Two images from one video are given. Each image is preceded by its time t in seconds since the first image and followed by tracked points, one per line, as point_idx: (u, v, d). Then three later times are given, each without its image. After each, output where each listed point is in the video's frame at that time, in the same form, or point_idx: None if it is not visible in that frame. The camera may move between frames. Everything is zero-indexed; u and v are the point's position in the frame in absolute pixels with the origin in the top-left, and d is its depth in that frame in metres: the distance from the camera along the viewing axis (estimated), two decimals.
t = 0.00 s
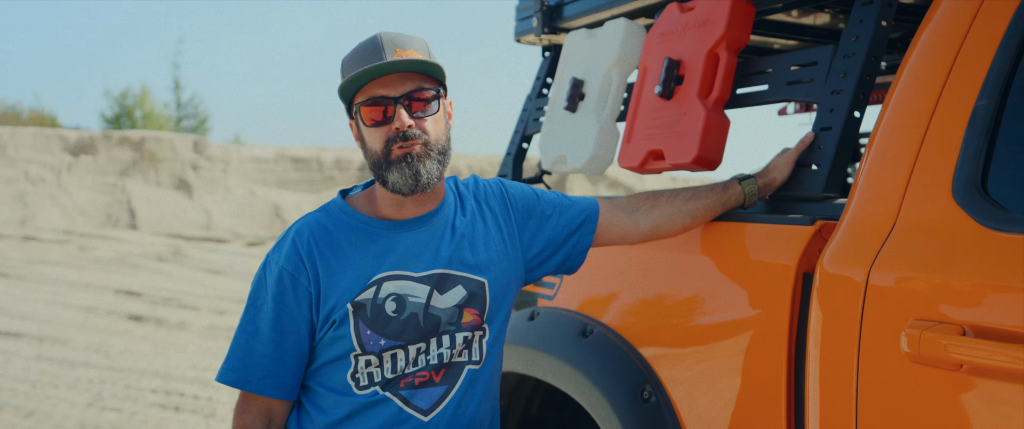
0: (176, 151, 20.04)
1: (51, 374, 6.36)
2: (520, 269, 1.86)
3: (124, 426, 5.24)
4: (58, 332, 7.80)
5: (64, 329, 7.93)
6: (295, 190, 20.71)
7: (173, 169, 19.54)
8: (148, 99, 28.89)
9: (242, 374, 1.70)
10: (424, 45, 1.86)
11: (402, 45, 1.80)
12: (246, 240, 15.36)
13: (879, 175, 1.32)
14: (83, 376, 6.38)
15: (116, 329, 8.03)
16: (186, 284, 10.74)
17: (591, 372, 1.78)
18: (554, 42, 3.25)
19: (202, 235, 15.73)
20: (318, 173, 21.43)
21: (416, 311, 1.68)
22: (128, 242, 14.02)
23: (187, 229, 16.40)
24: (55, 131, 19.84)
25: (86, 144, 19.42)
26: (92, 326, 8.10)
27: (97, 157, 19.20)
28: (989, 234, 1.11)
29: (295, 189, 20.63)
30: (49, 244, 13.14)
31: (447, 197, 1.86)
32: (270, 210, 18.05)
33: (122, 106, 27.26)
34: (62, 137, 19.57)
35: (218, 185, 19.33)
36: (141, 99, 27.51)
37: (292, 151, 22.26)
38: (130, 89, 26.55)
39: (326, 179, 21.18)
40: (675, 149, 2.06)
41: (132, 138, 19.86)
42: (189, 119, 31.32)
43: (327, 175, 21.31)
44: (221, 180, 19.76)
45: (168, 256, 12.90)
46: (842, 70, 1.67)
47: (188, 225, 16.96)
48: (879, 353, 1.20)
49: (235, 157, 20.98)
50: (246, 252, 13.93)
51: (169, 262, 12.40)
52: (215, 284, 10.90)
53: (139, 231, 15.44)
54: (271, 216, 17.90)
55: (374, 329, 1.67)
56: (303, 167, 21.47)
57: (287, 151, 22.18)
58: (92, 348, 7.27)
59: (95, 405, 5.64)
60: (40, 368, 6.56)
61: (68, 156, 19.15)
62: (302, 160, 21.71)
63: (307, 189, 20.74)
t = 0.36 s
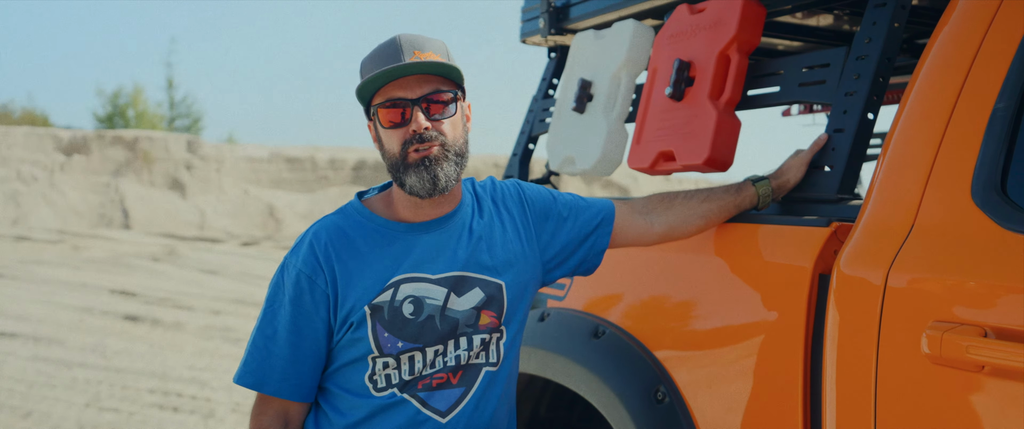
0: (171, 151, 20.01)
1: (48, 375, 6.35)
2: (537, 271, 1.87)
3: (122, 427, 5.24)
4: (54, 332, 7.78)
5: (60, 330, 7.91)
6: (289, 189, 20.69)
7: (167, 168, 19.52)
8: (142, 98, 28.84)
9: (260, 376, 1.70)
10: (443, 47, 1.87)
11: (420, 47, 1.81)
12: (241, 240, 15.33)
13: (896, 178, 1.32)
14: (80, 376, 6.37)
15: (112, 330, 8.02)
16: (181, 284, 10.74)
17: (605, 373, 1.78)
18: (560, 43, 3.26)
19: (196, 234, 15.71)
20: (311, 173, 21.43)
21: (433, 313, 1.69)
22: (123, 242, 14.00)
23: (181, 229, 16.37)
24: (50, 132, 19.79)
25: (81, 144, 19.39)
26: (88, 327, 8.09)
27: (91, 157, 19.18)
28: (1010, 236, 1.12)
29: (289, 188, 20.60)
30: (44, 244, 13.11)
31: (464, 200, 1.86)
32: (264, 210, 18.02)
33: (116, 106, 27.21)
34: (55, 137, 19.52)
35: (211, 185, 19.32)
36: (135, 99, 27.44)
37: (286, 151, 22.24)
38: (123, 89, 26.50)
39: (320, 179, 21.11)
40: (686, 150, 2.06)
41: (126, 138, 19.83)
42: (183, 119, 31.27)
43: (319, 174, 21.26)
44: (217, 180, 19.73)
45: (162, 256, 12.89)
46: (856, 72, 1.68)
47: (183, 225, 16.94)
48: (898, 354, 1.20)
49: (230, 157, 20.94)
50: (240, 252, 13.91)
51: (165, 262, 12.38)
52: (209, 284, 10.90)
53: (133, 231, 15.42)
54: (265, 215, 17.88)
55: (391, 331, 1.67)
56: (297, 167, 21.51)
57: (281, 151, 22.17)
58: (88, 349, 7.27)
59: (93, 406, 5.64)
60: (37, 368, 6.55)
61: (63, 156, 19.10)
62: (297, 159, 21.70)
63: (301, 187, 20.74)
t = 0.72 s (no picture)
0: (146, 150, 19.77)
1: (23, 376, 6.26)
2: (539, 273, 1.86)
3: None
4: (28, 333, 7.67)
5: (35, 331, 7.80)
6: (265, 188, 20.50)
7: (141, 167, 19.27)
8: (116, 96, 28.48)
9: (265, 380, 1.69)
10: (449, 50, 1.85)
11: (428, 52, 1.80)
12: (217, 240, 15.20)
13: (894, 180, 1.34)
14: (57, 378, 6.29)
15: (86, 331, 7.91)
16: (157, 285, 10.61)
17: (602, 374, 1.78)
18: (549, 44, 3.27)
19: (170, 234, 15.53)
20: (287, 172, 21.08)
21: (437, 316, 1.69)
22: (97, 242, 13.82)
23: (157, 228, 16.19)
24: (21, 130, 19.48)
25: (52, 142, 19.10)
26: (63, 328, 7.98)
27: (64, 156, 18.91)
28: (1010, 238, 1.14)
29: (264, 186, 20.39)
30: (15, 244, 12.90)
31: (467, 203, 1.85)
32: (240, 208, 17.84)
33: (89, 104, 26.85)
34: (27, 135, 19.22)
35: (186, 183, 19.11)
36: (107, 96, 27.08)
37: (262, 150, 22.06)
38: (96, 87, 26.12)
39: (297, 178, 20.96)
40: (680, 152, 2.08)
41: (99, 136, 19.56)
42: (157, 117, 30.90)
43: (295, 173, 21.00)
44: (193, 179, 19.53)
45: (137, 255, 12.73)
46: (850, 75, 1.70)
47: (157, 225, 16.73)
48: (900, 355, 1.22)
49: (205, 156, 20.73)
50: (215, 252, 13.77)
51: (140, 262, 12.24)
52: (184, 284, 10.79)
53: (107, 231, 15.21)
54: (240, 214, 17.71)
55: (395, 335, 1.67)
56: (273, 166, 21.23)
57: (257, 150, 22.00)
58: (64, 350, 7.17)
59: (70, 408, 5.57)
60: (11, 370, 6.45)
61: (34, 155, 18.81)
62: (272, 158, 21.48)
63: (275, 186, 20.48)
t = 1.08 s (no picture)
0: (119, 149, 19.51)
1: None
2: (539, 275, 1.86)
3: None
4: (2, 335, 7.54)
5: (8, 332, 7.67)
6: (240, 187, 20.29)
7: (114, 166, 19.01)
8: (88, 95, 28.08)
9: (265, 383, 1.68)
10: (459, 55, 1.84)
11: (441, 57, 1.79)
12: (193, 240, 15.03)
13: (892, 181, 1.35)
14: (32, 379, 6.19)
15: (62, 332, 7.79)
16: (131, 285, 10.47)
17: (598, 374, 1.78)
18: (538, 44, 3.26)
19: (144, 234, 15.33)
20: (263, 172, 20.91)
21: (439, 319, 1.68)
22: (70, 242, 13.62)
23: (132, 228, 15.99)
24: None
25: (23, 140, 18.80)
26: (38, 329, 7.86)
27: (34, 154, 18.62)
28: (1008, 238, 1.15)
29: (240, 186, 20.21)
30: None
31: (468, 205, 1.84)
32: (215, 208, 17.65)
33: (60, 102, 26.46)
34: None
35: (160, 183, 18.87)
36: (79, 94, 26.72)
37: (236, 150, 21.86)
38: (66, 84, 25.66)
39: (273, 177, 20.79)
40: (673, 152, 2.08)
41: (71, 135, 19.27)
42: (130, 116, 30.46)
43: (271, 172, 20.81)
44: (168, 178, 19.31)
45: (110, 255, 12.55)
46: (844, 77, 1.71)
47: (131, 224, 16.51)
48: (900, 355, 1.23)
49: (180, 155, 20.49)
50: (190, 252, 13.61)
51: (115, 262, 12.07)
52: (159, 284, 10.66)
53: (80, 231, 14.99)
54: (215, 214, 17.51)
55: (398, 337, 1.66)
56: (249, 165, 21.03)
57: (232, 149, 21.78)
58: (39, 351, 7.06)
59: (47, 410, 5.49)
60: None
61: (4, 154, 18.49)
62: (247, 157, 21.27)
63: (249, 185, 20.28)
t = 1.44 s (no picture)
0: (100, 148, 19.32)
1: None
2: (546, 274, 1.86)
3: None
4: None
5: None
6: (225, 187, 20.15)
7: (95, 165, 18.82)
8: (67, 93, 27.77)
9: (273, 382, 1.67)
10: (466, 47, 1.86)
11: (446, 47, 1.81)
12: (176, 240, 14.91)
13: (896, 180, 1.36)
14: (17, 380, 6.13)
15: (45, 333, 7.71)
16: (115, 285, 10.38)
17: (601, 373, 1.79)
18: (534, 43, 3.26)
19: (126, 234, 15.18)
20: (246, 171, 20.76)
21: (448, 318, 1.67)
22: (51, 242, 13.48)
23: (114, 228, 15.85)
24: None
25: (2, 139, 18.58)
26: (21, 330, 7.78)
27: (14, 153, 18.41)
28: (1014, 235, 1.16)
29: (223, 186, 20.06)
30: None
31: (476, 204, 1.85)
32: (198, 207, 17.51)
33: (39, 100, 26.17)
34: None
35: (142, 182, 18.71)
36: (59, 93, 26.43)
37: (219, 149, 21.69)
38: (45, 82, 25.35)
39: (257, 176, 20.65)
40: (674, 151, 2.09)
41: (51, 133, 19.05)
42: (111, 114, 30.15)
43: (255, 171, 20.66)
44: (151, 177, 19.14)
45: (93, 255, 12.44)
46: (846, 76, 1.72)
47: (113, 224, 16.36)
48: (908, 353, 1.24)
49: (161, 154, 20.30)
50: (173, 252, 13.51)
51: (97, 262, 11.96)
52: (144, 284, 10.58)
53: (62, 231, 14.84)
54: (198, 214, 17.38)
55: (407, 336, 1.66)
56: (232, 165, 20.86)
57: (215, 148, 21.60)
58: (23, 352, 6.99)
59: (32, 411, 5.44)
60: None
61: None
62: (230, 156, 21.11)
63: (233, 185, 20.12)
